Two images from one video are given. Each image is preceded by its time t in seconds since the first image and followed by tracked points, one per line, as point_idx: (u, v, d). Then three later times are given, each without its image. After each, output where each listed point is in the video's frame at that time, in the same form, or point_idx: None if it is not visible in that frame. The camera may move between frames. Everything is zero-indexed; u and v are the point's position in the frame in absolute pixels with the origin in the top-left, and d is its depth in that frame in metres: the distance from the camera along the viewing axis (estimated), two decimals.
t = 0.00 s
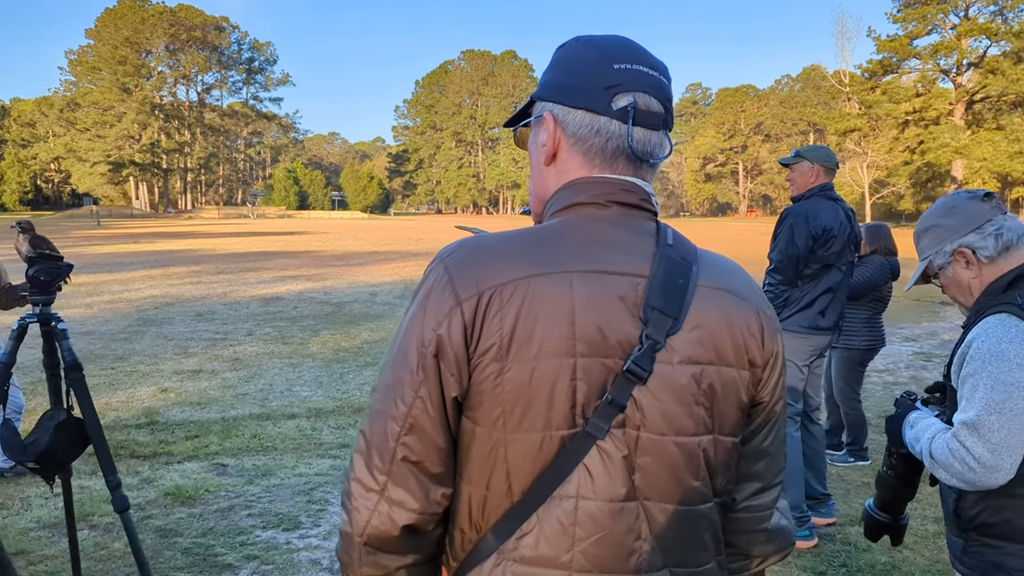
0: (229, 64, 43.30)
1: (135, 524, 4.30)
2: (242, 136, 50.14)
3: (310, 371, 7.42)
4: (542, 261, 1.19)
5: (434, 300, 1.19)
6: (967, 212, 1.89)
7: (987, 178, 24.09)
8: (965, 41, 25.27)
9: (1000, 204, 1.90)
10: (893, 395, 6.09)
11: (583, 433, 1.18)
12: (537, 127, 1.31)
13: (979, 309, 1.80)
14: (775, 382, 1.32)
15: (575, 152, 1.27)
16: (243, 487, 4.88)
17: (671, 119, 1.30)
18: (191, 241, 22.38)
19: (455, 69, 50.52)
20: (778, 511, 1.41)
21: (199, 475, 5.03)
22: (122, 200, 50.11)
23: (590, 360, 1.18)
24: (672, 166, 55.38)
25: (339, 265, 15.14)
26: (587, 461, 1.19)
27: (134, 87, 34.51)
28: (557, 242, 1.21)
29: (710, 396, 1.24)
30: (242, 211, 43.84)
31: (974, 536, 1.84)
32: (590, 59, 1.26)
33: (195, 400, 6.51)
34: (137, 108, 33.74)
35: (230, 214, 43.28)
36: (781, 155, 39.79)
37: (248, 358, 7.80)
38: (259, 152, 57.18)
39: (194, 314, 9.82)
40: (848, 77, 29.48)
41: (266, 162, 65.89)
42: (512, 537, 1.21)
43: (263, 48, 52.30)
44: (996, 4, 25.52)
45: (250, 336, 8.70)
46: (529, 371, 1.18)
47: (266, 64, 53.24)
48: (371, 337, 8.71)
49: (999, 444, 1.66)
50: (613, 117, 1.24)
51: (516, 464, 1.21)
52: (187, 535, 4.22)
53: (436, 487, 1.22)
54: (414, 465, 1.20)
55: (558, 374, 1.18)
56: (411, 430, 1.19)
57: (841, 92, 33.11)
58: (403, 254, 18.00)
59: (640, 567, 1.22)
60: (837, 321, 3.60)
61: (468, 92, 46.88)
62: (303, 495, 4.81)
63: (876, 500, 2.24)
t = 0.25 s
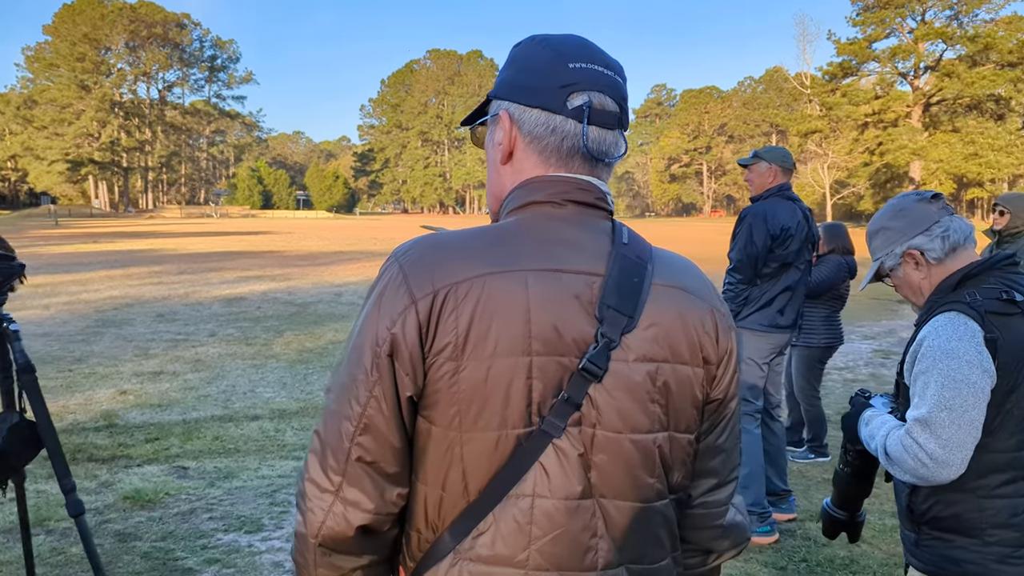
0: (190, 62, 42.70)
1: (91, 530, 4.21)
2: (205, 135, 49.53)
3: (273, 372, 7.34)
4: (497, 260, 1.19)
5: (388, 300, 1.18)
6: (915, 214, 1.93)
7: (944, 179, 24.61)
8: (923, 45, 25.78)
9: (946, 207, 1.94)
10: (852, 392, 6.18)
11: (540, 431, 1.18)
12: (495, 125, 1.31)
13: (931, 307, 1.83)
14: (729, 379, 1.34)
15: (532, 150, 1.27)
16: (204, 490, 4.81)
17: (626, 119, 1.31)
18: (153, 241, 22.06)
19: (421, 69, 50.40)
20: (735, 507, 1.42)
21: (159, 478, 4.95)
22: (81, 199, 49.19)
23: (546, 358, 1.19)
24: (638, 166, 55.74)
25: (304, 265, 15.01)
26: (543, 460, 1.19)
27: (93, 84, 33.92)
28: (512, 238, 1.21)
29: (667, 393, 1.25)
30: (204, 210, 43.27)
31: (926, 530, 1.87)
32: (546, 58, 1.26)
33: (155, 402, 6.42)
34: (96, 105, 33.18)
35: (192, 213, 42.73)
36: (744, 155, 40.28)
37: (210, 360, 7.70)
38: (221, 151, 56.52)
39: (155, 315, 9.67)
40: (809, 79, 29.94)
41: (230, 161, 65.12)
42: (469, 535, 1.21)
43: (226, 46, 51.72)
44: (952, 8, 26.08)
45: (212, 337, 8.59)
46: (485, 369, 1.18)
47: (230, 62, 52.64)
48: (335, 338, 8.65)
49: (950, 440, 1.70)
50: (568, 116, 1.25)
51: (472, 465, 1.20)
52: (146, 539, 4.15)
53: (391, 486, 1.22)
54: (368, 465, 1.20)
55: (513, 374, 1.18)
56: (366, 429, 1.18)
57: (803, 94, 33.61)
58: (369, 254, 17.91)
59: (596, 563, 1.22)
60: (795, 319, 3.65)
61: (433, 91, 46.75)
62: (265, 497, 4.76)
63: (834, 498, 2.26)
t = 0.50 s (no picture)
0: (156, 60, 42.20)
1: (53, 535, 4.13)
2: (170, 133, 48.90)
3: (240, 374, 7.26)
4: (460, 260, 1.19)
5: (349, 301, 1.17)
6: (872, 216, 1.96)
7: (906, 180, 25.10)
8: (886, 48, 26.26)
9: (901, 209, 1.98)
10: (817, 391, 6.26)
11: (502, 432, 1.19)
12: (457, 126, 1.31)
13: (888, 306, 1.87)
14: (691, 378, 1.35)
15: (494, 150, 1.27)
16: (169, 493, 4.75)
17: (588, 120, 1.32)
18: (118, 241, 21.72)
19: (391, 68, 50.23)
20: (697, 505, 1.43)
21: (124, 482, 4.87)
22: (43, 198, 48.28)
23: (508, 359, 1.19)
24: (608, 167, 56.06)
25: (272, 265, 14.88)
26: (505, 460, 1.19)
27: (56, 81, 33.34)
28: (473, 239, 1.21)
29: (626, 393, 1.26)
30: (171, 210, 42.70)
31: (886, 525, 1.90)
32: (507, 59, 1.26)
33: (120, 405, 6.32)
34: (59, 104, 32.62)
35: (158, 213, 42.17)
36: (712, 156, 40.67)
37: (177, 361, 7.60)
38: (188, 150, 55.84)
39: (119, 317, 9.53)
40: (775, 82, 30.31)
41: (196, 161, 64.33)
42: (432, 536, 1.20)
43: (192, 44, 51.12)
44: (914, 13, 26.55)
45: (179, 338, 8.48)
46: (447, 370, 1.18)
47: (196, 60, 52.03)
48: (304, 339, 8.58)
49: (907, 437, 1.73)
50: (530, 117, 1.25)
51: (435, 467, 1.20)
52: (110, 544, 4.08)
53: (353, 488, 1.21)
54: (330, 466, 1.19)
55: (475, 372, 1.18)
56: (327, 431, 1.18)
57: (769, 96, 34.02)
58: (338, 254, 17.79)
59: (559, 561, 1.22)
60: (760, 319, 3.69)
61: (403, 91, 46.66)
62: (232, 500, 4.70)
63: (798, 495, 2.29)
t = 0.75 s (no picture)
0: (116, 57, 41.48)
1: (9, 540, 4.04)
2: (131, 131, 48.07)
3: (203, 375, 7.17)
4: (419, 258, 1.19)
5: (306, 300, 1.16)
6: (830, 217, 1.99)
7: (867, 180, 25.56)
8: (846, 51, 26.74)
9: (860, 209, 2.01)
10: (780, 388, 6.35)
11: (462, 431, 1.19)
12: (416, 124, 1.30)
13: (845, 305, 1.90)
14: (651, 377, 1.36)
15: (454, 149, 1.27)
16: (130, 497, 4.67)
17: (547, 119, 1.32)
18: (77, 241, 21.27)
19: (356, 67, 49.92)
20: (657, 501, 1.44)
21: (82, 486, 4.78)
22: None
23: (468, 358, 1.19)
24: (574, 167, 56.29)
25: (236, 265, 14.69)
26: (466, 459, 1.19)
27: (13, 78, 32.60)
28: (434, 238, 1.21)
29: (589, 390, 1.26)
30: (132, 209, 41.93)
31: (845, 520, 1.93)
32: (465, 58, 1.26)
33: (79, 407, 6.20)
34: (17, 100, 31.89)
35: (118, 212, 41.43)
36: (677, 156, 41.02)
37: (138, 363, 7.48)
38: (149, 149, 54.94)
39: (78, 318, 9.34)
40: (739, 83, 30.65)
41: (158, 159, 63.32)
42: (393, 536, 1.19)
43: (154, 41, 50.32)
44: (873, 16, 27.01)
45: (140, 340, 8.34)
46: (407, 369, 1.18)
47: (158, 57, 51.22)
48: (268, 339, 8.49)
49: (864, 433, 1.76)
50: (489, 116, 1.25)
51: (395, 468, 1.20)
52: (68, 549, 4.00)
53: (312, 488, 1.20)
54: (287, 467, 1.18)
55: (435, 373, 1.18)
56: (285, 432, 1.17)
57: (733, 97, 34.40)
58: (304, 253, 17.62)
59: (520, 559, 1.22)
60: (723, 317, 3.73)
61: (369, 90, 46.41)
62: (194, 503, 4.64)
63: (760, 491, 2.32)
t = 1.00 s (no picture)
0: (82, 55, 40.85)
1: None
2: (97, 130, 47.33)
3: (170, 377, 7.08)
4: (381, 257, 1.19)
5: (269, 300, 1.16)
6: (796, 216, 2.01)
7: (834, 181, 25.90)
8: (813, 53, 27.08)
9: (824, 208, 2.04)
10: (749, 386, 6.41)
11: (428, 429, 1.18)
12: (379, 123, 1.30)
13: (812, 303, 1.92)
14: (615, 375, 1.37)
15: (417, 148, 1.27)
16: (96, 500, 4.60)
17: (509, 120, 1.32)
18: (41, 241, 20.89)
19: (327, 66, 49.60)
20: (621, 499, 1.44)
21: (46, 490, 4.70)
22: None
23: (430, 357, 1.19)
24: (546, 167, 56.45)
25: (205, 265, 14.53)
26: (429, 459, 1.19)
27: None
28: (396, 237, 1.21)
29: (552, 388, 1.27)
30: (98, 209, 41.31)
31: (810, 516, 1.95)
32: (430, 57, 1.26)
33: (43, 410, 6.09)
34: None
35: (84, 212, 40.78)
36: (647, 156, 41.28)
37: (103, 364, 7.37)
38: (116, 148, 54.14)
39: (42, 319, 9.18)
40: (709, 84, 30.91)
41: (125, 158, 62.40)
42: (357, 537, 1.19)
43: (120, 38, 49.61)
44: (840, 19, 27.37)
45: (106, 341, 8.21)
46: (370, 367, 1.17)
47: (124, 55, 50.51)
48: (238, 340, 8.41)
49: (828, 430, 1.78)
50: (451, 115, 1.25)
51: (358, 466, 1.19)
52: (32, 554, 3.93)
53: (273, 490, 1.20)
54: (250, 468, 1.17)
55: (398, 372, 1.18)
56: (247, 431, 1.16)
57: (703, 98, 34.73)
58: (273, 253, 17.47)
59: (485, 559, 1.22)
60: (692, 316, 3.76)
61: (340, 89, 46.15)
62: (161, 506, 4.59)
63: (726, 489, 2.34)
